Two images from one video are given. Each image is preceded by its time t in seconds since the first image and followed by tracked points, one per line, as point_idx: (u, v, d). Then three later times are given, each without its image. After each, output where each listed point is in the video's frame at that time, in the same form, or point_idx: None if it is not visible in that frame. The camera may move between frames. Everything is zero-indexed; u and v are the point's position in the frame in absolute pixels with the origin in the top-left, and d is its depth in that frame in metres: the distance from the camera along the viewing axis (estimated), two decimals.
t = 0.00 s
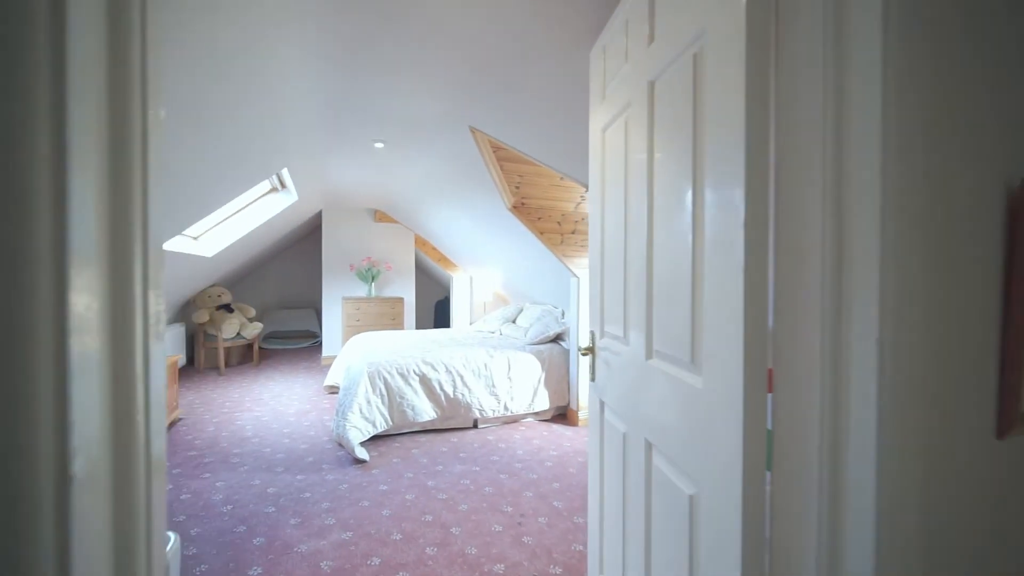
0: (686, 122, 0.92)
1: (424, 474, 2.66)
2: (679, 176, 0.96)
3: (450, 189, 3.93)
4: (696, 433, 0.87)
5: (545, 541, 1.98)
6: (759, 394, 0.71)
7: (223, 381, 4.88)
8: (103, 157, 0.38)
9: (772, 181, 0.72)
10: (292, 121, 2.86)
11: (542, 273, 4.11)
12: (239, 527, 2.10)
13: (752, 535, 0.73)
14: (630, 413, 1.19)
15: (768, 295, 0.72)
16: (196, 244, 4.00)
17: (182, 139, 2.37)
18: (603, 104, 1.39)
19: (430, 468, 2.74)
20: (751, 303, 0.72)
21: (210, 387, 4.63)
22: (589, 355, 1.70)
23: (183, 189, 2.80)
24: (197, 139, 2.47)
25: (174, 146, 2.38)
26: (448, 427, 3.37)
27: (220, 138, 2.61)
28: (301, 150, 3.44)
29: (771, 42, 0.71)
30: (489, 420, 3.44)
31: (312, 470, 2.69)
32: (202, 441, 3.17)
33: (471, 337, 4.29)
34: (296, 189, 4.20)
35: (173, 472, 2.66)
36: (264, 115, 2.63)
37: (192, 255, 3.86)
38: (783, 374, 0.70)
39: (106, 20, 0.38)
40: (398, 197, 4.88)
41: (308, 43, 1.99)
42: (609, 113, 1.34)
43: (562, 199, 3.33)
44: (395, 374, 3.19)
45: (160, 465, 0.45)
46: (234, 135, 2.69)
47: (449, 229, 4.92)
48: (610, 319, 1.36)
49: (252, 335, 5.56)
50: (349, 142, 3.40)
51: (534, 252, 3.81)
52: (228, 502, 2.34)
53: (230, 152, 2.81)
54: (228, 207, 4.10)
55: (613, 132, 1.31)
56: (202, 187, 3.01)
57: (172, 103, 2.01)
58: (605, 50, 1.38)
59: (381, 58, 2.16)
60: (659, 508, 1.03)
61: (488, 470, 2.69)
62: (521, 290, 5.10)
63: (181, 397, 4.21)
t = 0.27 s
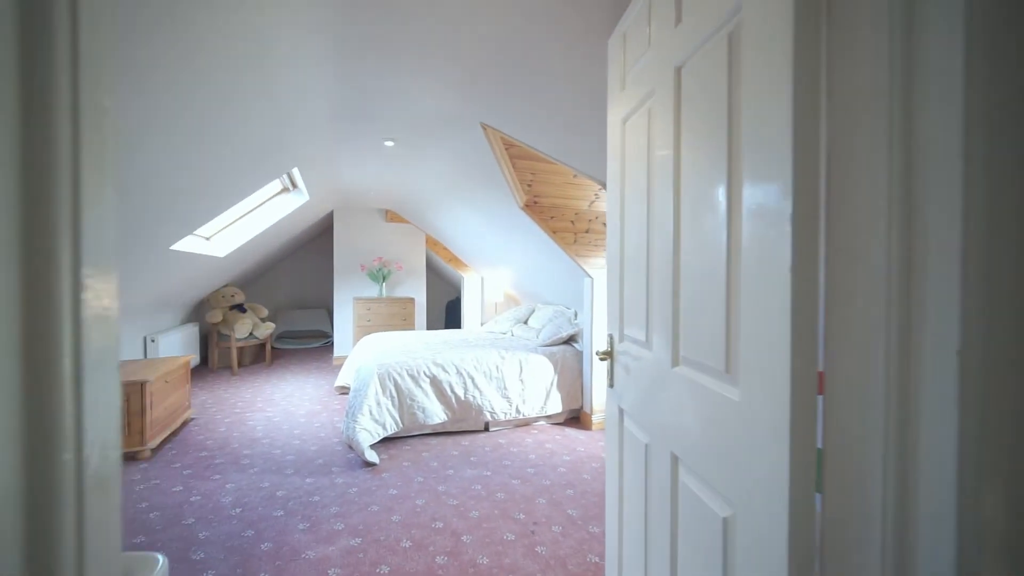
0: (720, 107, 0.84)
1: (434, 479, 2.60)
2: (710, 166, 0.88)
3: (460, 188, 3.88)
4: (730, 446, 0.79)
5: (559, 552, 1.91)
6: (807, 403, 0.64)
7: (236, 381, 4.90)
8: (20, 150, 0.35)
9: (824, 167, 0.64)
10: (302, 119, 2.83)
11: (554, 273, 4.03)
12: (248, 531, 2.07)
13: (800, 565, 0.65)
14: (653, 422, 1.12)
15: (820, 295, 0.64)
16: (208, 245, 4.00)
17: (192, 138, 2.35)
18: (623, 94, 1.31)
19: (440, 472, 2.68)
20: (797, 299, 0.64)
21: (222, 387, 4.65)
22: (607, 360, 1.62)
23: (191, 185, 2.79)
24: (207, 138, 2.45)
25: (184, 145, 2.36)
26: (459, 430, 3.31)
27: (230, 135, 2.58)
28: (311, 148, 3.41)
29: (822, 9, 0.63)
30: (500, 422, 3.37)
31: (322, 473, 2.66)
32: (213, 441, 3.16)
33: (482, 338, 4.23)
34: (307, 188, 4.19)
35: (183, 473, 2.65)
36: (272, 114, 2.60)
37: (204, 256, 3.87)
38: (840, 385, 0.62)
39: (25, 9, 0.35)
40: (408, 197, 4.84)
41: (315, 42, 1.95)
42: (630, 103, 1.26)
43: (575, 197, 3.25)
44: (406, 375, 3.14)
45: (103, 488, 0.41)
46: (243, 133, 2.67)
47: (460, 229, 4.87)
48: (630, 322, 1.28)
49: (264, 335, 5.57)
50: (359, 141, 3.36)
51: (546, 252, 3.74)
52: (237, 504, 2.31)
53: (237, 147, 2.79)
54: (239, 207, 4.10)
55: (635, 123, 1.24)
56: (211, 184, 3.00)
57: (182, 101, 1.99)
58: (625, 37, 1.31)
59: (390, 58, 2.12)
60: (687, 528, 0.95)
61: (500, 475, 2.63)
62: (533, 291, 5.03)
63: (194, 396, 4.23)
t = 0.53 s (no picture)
0: (757, 82, 0.76)
1: (445, 481, 2.55)
2: (743, 148, 0.80)
3: (472, 186, 3.82)
4: (771, 458, 0.71)
5: (574, 561, 1.83)
6: (867, 410, 0.56)
7: (249, 380, 4.93)
8: None
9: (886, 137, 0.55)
10: (313, 117, 2.81)
11: (567, 272, 3.95)
12: (256, 533, 2.04)
13: None
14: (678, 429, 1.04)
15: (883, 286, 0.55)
16: (222, 244, 4.02)
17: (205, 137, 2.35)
18: (644, 79, 1.24)
19: (451, 475, 2.63)
20: (853, 291, 0.56)
21: (236, 386, 4.68)
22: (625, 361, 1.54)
23: (203, 183, 2.79)
24: (219, 135, 2.44)
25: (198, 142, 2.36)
26: (471, 432, 3.25)
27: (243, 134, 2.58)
28: (321, 144, 3.39)
29: None
30: (513, 424, 3.31)
31: (332, 473, 2.63)
32: (225, 440, 3.16)
33: (494, 338, 4.17)
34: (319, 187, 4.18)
35: (195, 472, 2.65)
36: (280, 115, 2.57)
37: (218, 254, 3.89)
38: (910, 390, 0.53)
39: None
40: (420, 195, 4.81)
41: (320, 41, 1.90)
42: (652, 88, 1.18)
43: (589, 194, 3.16)
44: (417, 375, 3.10)
45: (34, 465, 0.54)
46: (255, 132, 2.66)
47: (472, 228, 4.82)
48: (651, 320, 1.20)
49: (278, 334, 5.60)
50: (369, 140, 3.35)
51: (559, 251, 3.66)
52: (246, 505, 2.29)
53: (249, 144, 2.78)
54: (251, 206, 4.12)
55: (657, 109, 1.16)
56: (222, 182, 3.00)
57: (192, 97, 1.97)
58: (645, 18, 1.23)
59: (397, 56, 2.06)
60: (719, 546, 0.87)
61: (513, 479, 2.56)
62: (545, 290, 4.95)
63: (208, 395, 4.26)
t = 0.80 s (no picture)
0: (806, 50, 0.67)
1: (457, 485, 2.49)
2: (788, 127, 0.71)
3: (485, 184, 3.76)
4: (824, 480, 0.62)
5: (591, 573, 1.75)
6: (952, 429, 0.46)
7: (265, 379, 4.96)
8: None
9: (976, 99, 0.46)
10: (323, 112, 2.79)
11: (583, 271, 3.86)
12: (265, 536, 2.01)
13: None
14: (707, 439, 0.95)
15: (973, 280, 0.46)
16: (237, 243, 4.05)
17: (215, 134, 2.34)
18: (669, 62, 1.15)
19: (464, 478, 2.57)
20: (933, 288, 0.47)
21: (252, 384, 4.71)
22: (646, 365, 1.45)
23: (215, 181, 2.79)
24: (230, 133, 2.43)
25: (210, 141, 2.35)
26: (484, 434, 3.19)
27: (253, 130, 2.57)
28: (333, 141, 3.37)
29: None
30: (527, 427, 3.23)
31: (343, 475, 2.60)
32: (239, 440, 3.17)
33: (508, 339, 4.10)
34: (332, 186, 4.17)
35: (208, 472, 2.65)
36: (290, 107, 2.55)
37: (233, 253, 3.91)
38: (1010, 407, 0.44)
39: None
40: (433, 194, 4.78)
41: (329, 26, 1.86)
42: (678, 70, 1.09)
43: (606, 190, 3.06)
44: (429, 376, 3.05)
45: None
46: (266, 129, 2.64)
47: (485, 227, 4.75)
48: (675, 320, 1.12)
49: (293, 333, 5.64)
50: (381, 137, 3.32)
51: (575, 249, 3.56)
52: (257, 506, 2.27)
53: (260, 140, 2.76)
54: (266, 205, 4.14)
55: (683, 93, 1.08)
56: (235, 180, 3.00)
57: (202, 94, 1.96)
58: None
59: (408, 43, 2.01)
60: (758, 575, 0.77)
61: (527, 484, 2.49)
62: (560, 290, 4.86)
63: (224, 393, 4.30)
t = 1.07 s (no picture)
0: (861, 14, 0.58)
1: (468, 491, 2.42)
2: (839, 106, 0.62)
3: (498, 182, 3.69)
4: (884, 513, 0.53)
5: None
6: None
7: (279, 378, 4.99)
8: None
9: None
10: (333, 109, 2.75)
11: (598, 271, 3.77)
12: (273, 540, 1.98)
13: None
14: (739, 458, 0.86)
15: None
16: (251, 242, 4.06)
17: (226, 132, 2.32)
18: (695, 44, 1.06)
19: (475, 483, 2.51)
20: None
21: (267, 383, 4.74)
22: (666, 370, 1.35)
23: (228, 180, 2.79)
24: (241, 132, 2.41)
25: (219, 140, 2.33)
26: (496, 437, 3.12)
27: (264, 128, 2.55)
28: (343, 138, 3.34)
29: None
30: (540, 431, 3.15)
31: (353, 478, 2.56)
32: (252, 440, 3.17)
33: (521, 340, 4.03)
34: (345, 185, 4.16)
35: (220, 473, 2.65)
36: (299, 100, 2.52)
37: (247, 253, 3.93)
38: None
39: None
40: (446, 193, 4.74)
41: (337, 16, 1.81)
42: (706, 52, 1.00)
43: (623, 187, 2.96)
44: (440, 377, 2.99)
45: None
46: (277, 127, 2.62)
47: (498, 225, 4.69)
48: (703, 325, 1.02)
49: (307, 333, 5.67)
50: (393, 135, 3.28)
51: (590, 248, 3.47)
52: (266, 509, 2.25)
53: (271, 138, 2.75)
54: (280, 205, 4.15)
55: (711, 77, 0.99)
56: (248, 179, 3.00)
57: (211, 92, 1.94)
58: None
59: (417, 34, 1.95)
60: None
61: (540, 491, 2.41)
62: (574, 290, 4.77)
63: (239, 392, 4.33)
